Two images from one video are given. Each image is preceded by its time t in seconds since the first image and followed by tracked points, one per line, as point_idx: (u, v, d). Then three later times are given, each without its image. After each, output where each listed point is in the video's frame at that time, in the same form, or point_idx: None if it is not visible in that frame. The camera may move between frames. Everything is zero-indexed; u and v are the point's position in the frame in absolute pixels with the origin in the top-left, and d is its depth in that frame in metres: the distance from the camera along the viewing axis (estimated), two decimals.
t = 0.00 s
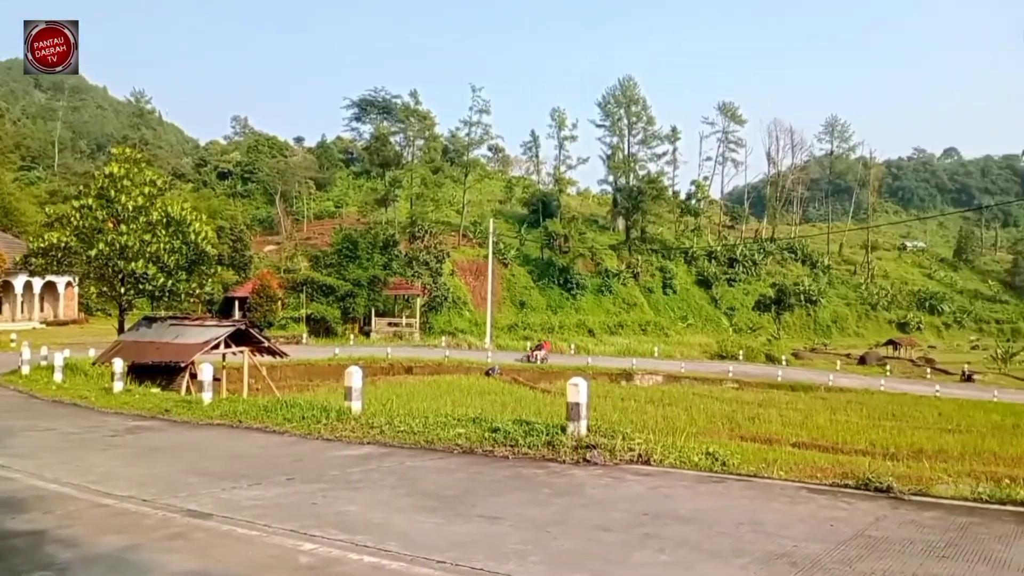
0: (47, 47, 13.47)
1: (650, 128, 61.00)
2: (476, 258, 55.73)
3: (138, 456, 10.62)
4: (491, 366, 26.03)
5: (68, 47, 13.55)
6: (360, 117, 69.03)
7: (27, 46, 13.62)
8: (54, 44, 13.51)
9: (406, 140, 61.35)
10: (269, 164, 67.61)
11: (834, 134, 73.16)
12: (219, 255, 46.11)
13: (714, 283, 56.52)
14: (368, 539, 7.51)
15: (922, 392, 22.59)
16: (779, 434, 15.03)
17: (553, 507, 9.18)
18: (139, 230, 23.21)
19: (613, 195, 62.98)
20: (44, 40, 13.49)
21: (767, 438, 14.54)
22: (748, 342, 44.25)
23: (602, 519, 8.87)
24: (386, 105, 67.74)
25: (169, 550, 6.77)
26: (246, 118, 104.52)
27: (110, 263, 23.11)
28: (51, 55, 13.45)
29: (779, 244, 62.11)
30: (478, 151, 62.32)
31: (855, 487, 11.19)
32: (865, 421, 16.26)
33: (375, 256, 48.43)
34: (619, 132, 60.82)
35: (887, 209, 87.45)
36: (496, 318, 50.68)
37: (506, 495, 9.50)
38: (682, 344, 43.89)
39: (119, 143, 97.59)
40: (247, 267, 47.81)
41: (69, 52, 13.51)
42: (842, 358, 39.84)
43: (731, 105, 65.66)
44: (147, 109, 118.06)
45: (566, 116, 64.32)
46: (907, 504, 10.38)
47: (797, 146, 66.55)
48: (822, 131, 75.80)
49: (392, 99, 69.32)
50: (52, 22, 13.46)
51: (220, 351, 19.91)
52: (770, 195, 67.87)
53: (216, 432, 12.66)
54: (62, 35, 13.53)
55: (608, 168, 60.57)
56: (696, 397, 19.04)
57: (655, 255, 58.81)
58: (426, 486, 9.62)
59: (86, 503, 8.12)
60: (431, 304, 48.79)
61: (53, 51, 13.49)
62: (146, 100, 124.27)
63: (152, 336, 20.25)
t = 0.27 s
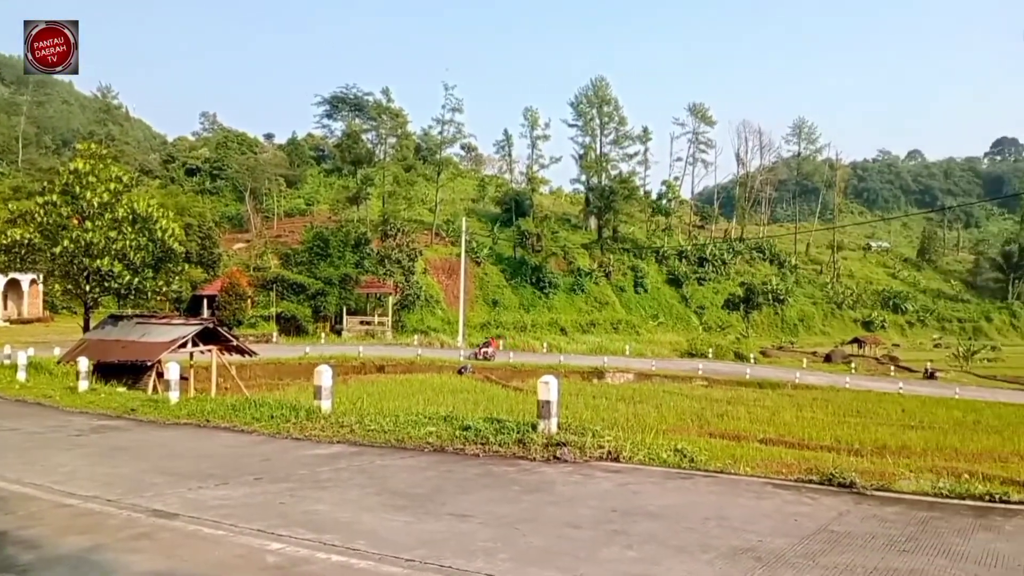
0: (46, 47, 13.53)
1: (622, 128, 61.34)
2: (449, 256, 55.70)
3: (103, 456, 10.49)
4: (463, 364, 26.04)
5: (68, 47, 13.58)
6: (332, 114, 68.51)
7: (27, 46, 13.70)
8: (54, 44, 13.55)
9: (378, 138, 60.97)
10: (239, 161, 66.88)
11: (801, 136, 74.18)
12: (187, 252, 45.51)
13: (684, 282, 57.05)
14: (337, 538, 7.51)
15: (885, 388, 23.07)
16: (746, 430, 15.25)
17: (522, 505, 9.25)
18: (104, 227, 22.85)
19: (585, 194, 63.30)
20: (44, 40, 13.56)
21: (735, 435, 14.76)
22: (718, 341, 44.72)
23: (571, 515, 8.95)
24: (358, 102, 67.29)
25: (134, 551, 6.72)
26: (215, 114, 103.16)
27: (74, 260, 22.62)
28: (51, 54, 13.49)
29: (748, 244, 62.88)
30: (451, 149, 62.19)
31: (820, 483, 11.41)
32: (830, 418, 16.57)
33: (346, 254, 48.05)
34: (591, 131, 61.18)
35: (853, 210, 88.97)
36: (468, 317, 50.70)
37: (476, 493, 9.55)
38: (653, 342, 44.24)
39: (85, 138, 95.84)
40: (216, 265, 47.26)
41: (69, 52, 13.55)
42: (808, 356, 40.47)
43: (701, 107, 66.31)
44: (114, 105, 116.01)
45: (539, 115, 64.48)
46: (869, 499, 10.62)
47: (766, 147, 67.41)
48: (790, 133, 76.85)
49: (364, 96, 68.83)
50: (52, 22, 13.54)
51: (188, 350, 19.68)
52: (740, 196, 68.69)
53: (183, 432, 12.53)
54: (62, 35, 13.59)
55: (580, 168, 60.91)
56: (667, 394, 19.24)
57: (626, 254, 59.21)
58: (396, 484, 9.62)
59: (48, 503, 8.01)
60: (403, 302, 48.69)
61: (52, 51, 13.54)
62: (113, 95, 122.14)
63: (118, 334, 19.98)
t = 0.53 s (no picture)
0: (48, 46, 15.07)
1: (594, 128, 61.67)
2: (421, 255, 55.55)
3: (67, 455, 10.33)
4: (436, 363, 26.01)
5: (68, 47, 15.10)
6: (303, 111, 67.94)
7: (28, 46, 15.25)
8: (55, 44, 15.10)
9: (350, 135, 61.48)
10: (208, 157, 66.06)
11: (769, 138, 75.20)
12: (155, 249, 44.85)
13: (655, 281, 57.51)
14: (305, 537, 7.49)
15: (851, 387, 23.46)
16: (715, 427, 15.45)
17: (493, 502, 9.30)
18: (70, 224, 22.47)
19: (558, 194, 63.58)
20: (45, 40, 15.09)
21: (704, 432, 14.95)
22: (688, 339, 45.15)
23: (541, 512, 9.03)
24: (329, 99, 66.65)
25: (98, 551, 6.63)
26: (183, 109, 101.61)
27: (39, 258, 22.18)
28: (52, 54, 15.04)
29: (718, 244, 63.60)
30: (423, 148, 62.00)
31: (785, 479, 11.61)
32: (797, 415, 16.85)
33: (318, 253, 47.23)
34: (563, 131, 61.49)
35: (819, 211, 90.37)
36: (441, 315, 50.63)
37: (447, 491, 9.56)
38: (624, 340, 44.52)
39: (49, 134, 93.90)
40: (185, 262, 46.63)
41: (69, 52, 15.08)
42: (776, 354, 41.06)
43: (672, 108, 66.93)
44: (79, 100, 113.83)
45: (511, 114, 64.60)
46: (834, 495, 10.83)
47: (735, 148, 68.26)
48: (758, 135, 77.85)
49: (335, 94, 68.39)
50: (52, 23, 15.06)
51: (156, 348, 19.42)
52: (709, 197, 69.51)
53: (150, 431, 12.37)
54: (62, 35, 15.12)
55: (553, 167, 61.18)
56: (637, 392, 19.42)
57: (598, 253, 59.57)
58: (366, 483, 9.62)
59: (10, 504, 7.87)
60: (375, 301, 48.48)
61: (53, 50, 15.09)
62: (78, 90, 119.91)
63: (84, 332, 19.65)
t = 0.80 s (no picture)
0: (47, 46, 14.80)
1: (566, 128, 61.90)
2: (393, 253, 55.34)
3: (30, 455, 10.16)
4: (407, 361, 25.97)
5: (68, 47, 14.81)
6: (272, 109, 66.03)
7: (27, 46, 14.99)
8: (54, 44, 14.84)
9: (321, 133, 61.34)
10: (176, 154, 65.17)
11: (739, 139, 76.01)
12: (121, 246, 44.17)
13: (626, 280, 57.88)
14: (273, 536, 7.46)
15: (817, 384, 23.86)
16: (684, 425, 15.63)
17: (463, 499, 9.33)
18: (34, 220, 22.06)
19: (530, 193, 63.73)
20: (45, 41, 14.82)
21: (673, 429, 15.13)
22: (658, 337, 45.52)
23: (511, 509, 9.09)
24: (300, 96, 65.39)
25: (62, 551, 6.55)
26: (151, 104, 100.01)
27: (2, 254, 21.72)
28: (52, 54, 14.76)
29: (688, 244, 64.23)
30: (395, 146, 61.75)
31: (752, 475, 11.79)
32: (764, 412, 17.10)
33: (288, 250, 46.77)
34: (536, 130, 61.64)
35: (788, 211, 91.59)
36: (412, 314, 50.49)
37: (417, 489, 9.58)
38: (595, 339, 44.76)
39: (11, 128, 91.90)
40: (152, 260, 45.96)
41: (68, 52, 14.77)
42: (744, 352, 41.61)
43: (643, 108, 67.41)
44: (43, 94, 111.60)
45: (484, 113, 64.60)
46: (799, 491, 11.02)
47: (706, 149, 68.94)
48: (728, 136, 78.67)
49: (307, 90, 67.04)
50: (53, 22, 14.80)
51: (123, 346, 19.13)
52: (680, 197, 70.18)
53: (115, 430, 12.21)
54: (62, 35, 14.85)
55: (525, 166, 61.30)
56: (608, 390, 19.59)
57: (570, 253, 59.81)
58: (336, 481, 9.59)
59: None
60: (346, 299, 48.22)
61: (53, 50, 14.81)
62: (42, 85, 117.53)
63: (48, 330, 19.33)
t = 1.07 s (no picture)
0: (48, 46, 14.73)
1: (542, 127, 62.05)
2: (369, 252, 55.10)
3: None
4: (382, 360, 25.90)
5: (68, 47, 14.76)
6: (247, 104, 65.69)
7: (29, 46, 14.85)
8: (54, 45, 14.77)
9: (296, 130, 60.16)
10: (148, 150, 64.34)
11: (714, 140, 76.67)
12: (92, 244, 43.51)
13: (601, 279, 58.14)
14: (244, 536, 7.43)
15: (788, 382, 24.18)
16: (657, 423, 15.78)
17: (436, 497, 9.36)
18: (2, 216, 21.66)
19: (506, 192, 63.78)
20: (45, 40, 14.76)
21: (647, 427, 15.27)
22: (633, 337, 45.80)
23: (484, 507, 9.13)
24: (275, 92, 64.65)
25: (28, 552, 6.48)
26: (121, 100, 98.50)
27: None
28: (52, 54, 14.70)
29: (662, 243, 64.73)
30: (371, 144, 61.49)
31: (723, 472, 11.94)
32: (737, 410, 17.31)
33: (262, 249, 46.20)
34: (512, 129, 61.70)
35: (760, 212, 92.59)
36: (388, 312, 50.33)
37: (391, 487, 9.59)
38: (570, 338, 44.92)
39: None
40: (123, 258, 45.32)
41: (68, 51, 14.74)
42: (717, 351, 42.02)
43: (619, 108, 67.75)
44: (10, 89, 109.53)
45: (460, 112, 64.54)
46: (769, 487, 11.20)
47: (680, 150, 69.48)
48: (703, 136, 79.32)
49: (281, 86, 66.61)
50: (52, 23, 14.75)
51: (93, 345, 18.84)
52: (655, 197, 70.71)
53: (84, 430, 12.06)
54: (62, 35, 14.78)
55: (502, 166, 61.34)
56: (583, 389, 19.71)
57: (546, 252, 59.96)
58: (308, 480, 9.57)
59: None
60: (321, 298, 47.91)
61: (53, 50, 14.74)
62: (9, 79, 115.28)
63: (16, 329, 19.02)
